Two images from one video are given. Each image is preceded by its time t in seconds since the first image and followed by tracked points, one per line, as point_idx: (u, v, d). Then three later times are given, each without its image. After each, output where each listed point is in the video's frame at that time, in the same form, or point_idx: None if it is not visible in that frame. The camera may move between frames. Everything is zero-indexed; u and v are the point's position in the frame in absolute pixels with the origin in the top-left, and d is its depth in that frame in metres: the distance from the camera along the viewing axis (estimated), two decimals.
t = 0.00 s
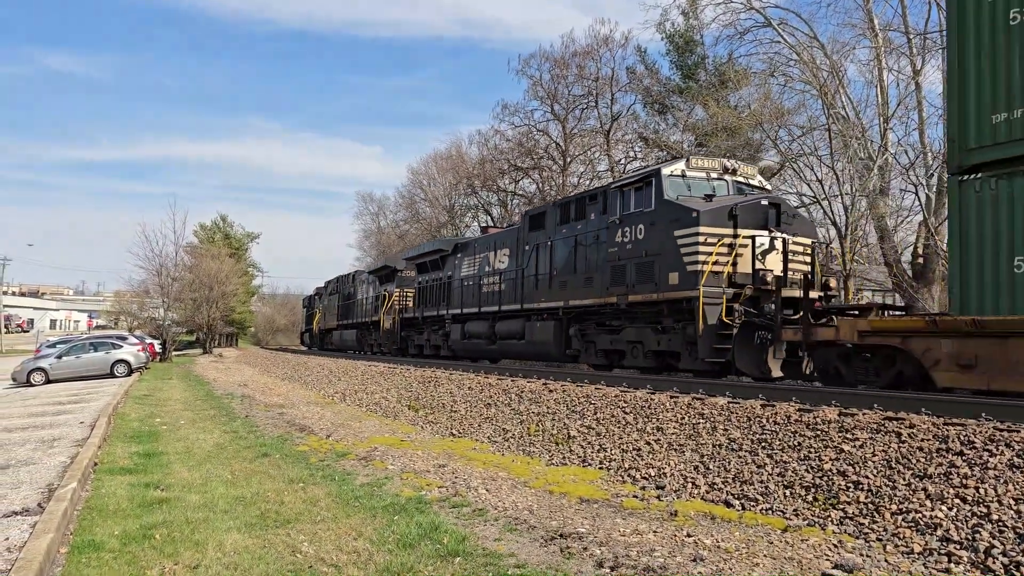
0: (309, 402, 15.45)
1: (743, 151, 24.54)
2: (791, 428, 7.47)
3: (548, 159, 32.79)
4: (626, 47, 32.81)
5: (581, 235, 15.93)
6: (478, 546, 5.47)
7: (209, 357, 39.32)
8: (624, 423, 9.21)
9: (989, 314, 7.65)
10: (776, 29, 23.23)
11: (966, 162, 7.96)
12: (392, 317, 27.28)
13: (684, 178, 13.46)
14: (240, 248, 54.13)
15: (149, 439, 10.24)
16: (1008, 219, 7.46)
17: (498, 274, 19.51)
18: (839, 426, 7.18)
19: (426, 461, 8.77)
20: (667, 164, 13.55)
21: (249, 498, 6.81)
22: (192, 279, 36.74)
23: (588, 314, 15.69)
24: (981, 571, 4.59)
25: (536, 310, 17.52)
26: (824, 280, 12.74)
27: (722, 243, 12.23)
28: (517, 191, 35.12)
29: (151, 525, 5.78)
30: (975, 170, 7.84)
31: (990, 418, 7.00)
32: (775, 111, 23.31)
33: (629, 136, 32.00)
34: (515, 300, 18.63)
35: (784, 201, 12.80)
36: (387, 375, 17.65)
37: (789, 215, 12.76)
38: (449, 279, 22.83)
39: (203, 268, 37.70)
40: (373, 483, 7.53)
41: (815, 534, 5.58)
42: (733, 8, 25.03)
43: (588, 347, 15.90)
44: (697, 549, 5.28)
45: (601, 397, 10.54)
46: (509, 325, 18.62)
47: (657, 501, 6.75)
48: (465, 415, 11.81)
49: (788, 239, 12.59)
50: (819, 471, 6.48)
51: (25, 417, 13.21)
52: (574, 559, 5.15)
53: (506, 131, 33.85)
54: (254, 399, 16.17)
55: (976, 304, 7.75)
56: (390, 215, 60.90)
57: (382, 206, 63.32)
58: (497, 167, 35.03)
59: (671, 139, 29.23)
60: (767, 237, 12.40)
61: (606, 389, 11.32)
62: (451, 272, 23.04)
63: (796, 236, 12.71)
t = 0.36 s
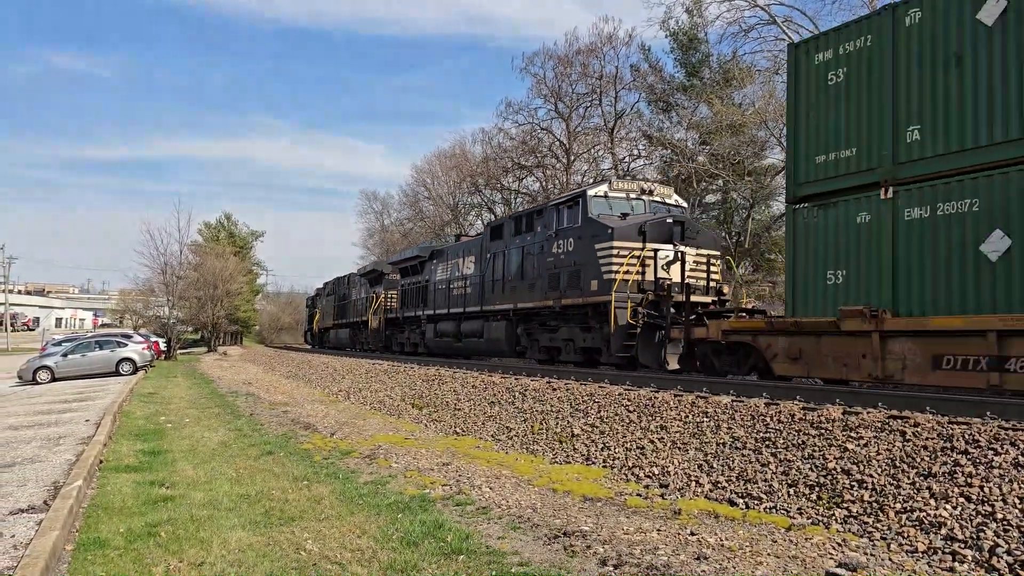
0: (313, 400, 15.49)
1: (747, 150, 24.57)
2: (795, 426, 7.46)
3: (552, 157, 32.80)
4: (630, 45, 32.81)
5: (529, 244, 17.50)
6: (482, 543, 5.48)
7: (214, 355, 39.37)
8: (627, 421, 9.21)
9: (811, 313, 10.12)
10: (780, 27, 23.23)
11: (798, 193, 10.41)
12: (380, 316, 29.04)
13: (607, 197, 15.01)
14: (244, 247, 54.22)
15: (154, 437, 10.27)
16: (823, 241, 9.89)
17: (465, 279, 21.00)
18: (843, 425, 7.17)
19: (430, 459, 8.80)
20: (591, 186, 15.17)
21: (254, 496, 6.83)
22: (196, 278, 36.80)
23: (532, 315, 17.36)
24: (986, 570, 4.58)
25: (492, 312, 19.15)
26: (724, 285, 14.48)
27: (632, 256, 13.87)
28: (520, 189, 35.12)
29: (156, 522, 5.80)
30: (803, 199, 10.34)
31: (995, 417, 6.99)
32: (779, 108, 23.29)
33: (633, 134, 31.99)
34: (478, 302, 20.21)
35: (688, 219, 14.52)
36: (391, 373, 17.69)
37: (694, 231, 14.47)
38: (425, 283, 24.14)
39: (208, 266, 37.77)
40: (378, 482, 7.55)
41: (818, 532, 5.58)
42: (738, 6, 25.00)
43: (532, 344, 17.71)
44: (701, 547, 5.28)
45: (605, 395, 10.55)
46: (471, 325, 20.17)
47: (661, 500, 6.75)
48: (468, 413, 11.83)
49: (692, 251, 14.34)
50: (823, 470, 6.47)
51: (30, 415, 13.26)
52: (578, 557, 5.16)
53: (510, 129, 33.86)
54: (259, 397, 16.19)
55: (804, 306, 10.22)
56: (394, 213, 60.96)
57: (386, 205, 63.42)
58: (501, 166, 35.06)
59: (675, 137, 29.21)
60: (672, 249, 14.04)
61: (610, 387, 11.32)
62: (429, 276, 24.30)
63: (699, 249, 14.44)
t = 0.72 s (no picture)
0: (318, 397, 15.53)
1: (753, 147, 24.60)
2: (801, 425, 7.46)
3: (557, 155, 32.78)
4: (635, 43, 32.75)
5: (493, 253, 20.11)
6: (487, 541, 5.49)
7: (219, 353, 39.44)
8: (632, 419, 9.20)
9: (698, 313, 12.19)
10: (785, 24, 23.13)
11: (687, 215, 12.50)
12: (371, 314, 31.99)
13: (553, 213, 17.78)
14: (250, 245, 54.34)
15: (160, 435, 10.30)
16: (704, 253, 12.05)
17: (442, 281, 23.53)
18: (850, 423, 7.15)
19: (436, 457, 8.81)
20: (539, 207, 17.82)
21: (260, 494, 6.85)
22: (202, 275, 36.87)
23: (494, 315, 20.01)
24: (993, 568, 4.58)
25: (463, 311, 21.77)
26: (647, 290, 17.21)
27: (569, 263, 16.63)
28: (525, 187, 35.08)
29: (162, 520, 5.81)
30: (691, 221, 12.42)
31: (1003, 415, 6.96)
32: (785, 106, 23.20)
33: (638, 132, 31.93)
34: (451, 303, 22.80)
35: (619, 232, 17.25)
36: (396, 371, 17.72)
37: (624, 242, 17.18)
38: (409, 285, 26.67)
39: (213, 264, 37.86)
40: (383, 480, 7.55)
41: (825, 531, 5.57)
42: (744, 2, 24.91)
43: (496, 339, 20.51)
44: (706, 545, 5.28)
45: (610, 393, 10.54)
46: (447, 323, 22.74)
47: (666, 498, 6.75)
48: (473, 411, 11.84)
49: (624, 260, 17.07)
50: (830, 468, 6.46)
51: (37, 412, 13.31)
52: (583, 555, 5.16)
53: (514, 127, 33.86)
54: (264, 395, 16.23)
55: (692, 308, 12.30)
56: (399, 211, 61.01)
57: (391, 203, 63.49)
58: (506, 163, 35.05)
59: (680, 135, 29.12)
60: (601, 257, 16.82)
61: (615, 385, 11.31)
62: (412, 278, 26.93)
63: (630, 257, 17.12)
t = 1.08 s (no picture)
0: (325, 396, 15.56)
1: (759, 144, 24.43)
2: (808, 423, 7.44)
3: (563, 153, 32.76)
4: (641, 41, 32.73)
5: (466, 258, 22.11)
6: (493, 539, 5.49)
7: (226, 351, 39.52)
8: (638, 417, 9.20)
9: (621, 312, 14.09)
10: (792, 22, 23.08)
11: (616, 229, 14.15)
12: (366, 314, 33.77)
13: (516, 222, 19.69)
14: (257, 243, 54.44)
15: (167, 433, 10.33)
16: (633, 264, 13.55)
17: (425, 282, 25.51)
18: (856, 422, 7.13)
19: (442, 455, 8.81)
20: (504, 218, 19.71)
21: (267, 492, 6.86)
22: (209, 273, 36.96)
23: (466, 315, 22.03)
24: (1001, 567, 4.57)
25: (440, 311, 23.77)
26: (599, 292, 18.80)
27: (527, 269, 18.10)
28: (531, 185, 35.03)
29: (170, 517, 5.83)
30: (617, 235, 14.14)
31: (1011, 414, 6.92)
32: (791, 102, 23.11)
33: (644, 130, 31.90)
34: (432, 303, 24.86)
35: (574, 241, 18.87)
36: (403, 369, 17.73)
37: (578, 250, 18.78)
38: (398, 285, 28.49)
39: (220, 262, 37.95)
40: (389, 478, 7.56)
41: (831, 529, 5.56)
42: None
43: (466, 335, 22.43)
44: (713, 544, 5.27)
45: (616, 391, 10.54)
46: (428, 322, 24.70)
47: (672, 496, 6.74)
48: (479, 409, 11.85)
49: (577, 265, 18.62)
50: (836, 466, 6.45)
51: (45, 410, 13.37)
52: (590, 553, 5.17)
53: (521, 125, 33.88)
54: (270, 392, 16.27)
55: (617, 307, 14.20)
56: (405, 210, 61.07)
57: (397, 202, 63.59)
58: (512, 161, 35.06)
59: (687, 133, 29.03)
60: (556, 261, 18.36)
61: (621, 383, 11.31)
62: (401, 280, 28.86)
63: (583, 262, 18.71)
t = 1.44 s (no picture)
0: (330, 394, 15.57)
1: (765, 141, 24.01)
2: (813, 421, 7.43)
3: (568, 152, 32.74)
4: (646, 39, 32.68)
5: (442, 263, 23.97)
6: (499, 537, 5.48)
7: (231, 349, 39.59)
8: (643, 416, 9.18)
9: (564, 312, 16.13)
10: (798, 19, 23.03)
11: (561, 239, 16.24)
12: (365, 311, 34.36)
13: (485, 231, 21.56)
14: (262, 242, 54.52)
15: (173, 430, 10.34)
16: (571, 270, 15.74)
17: (408, 285, 27.32)
18: (862, 420, 7.12)
19: (447, 453, 8.80)
20: (473, 227, 21.70)
21: (272, 489, 6.87)
22: (214, 272, 36.98)
23: (442, 315, 23.89)
24: (1007, 567, 4.55)
25: (420, 312, 25.59)
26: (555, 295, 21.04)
27: (492, 274, 20.04)
28: (537, 184, 34.94)
29: (175, 515, 5.84)
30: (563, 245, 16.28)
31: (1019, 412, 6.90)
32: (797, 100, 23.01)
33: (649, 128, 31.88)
34: (413, 304, 26.70)
35: (534, 248, 21.02)
36: (407, 367, 17.71)
37: (538, 257, 20.97)
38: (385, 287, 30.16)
39: (226, 261, 38.00)
40: (394, 476, 7.56)
41: (837, 528, 5.54)
42: None
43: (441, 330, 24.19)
44: (719, 542, 5.27)
45: (621, 390, 10.52)
46: (410, 322, 26.51)
47: (677, 495, 6.73)
48: (484, 407, 11.84)
49: (537, 271, 20.85)
50: (842, 465, 6.43)
51: (51, 407, 13.38)
52: (595, 551, 5.16)
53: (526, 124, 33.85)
54: (275, 390, 16.30)
55: (563, 308, 16.26)
56: (410, 208, 61.10)
57: (402, 200, 63.62)
58: (517, 160, 35.03)
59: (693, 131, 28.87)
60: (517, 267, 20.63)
61: (626, 381, 11.31)
62: (388, 283, 30.47)
63: (542, 268, 20.90)
